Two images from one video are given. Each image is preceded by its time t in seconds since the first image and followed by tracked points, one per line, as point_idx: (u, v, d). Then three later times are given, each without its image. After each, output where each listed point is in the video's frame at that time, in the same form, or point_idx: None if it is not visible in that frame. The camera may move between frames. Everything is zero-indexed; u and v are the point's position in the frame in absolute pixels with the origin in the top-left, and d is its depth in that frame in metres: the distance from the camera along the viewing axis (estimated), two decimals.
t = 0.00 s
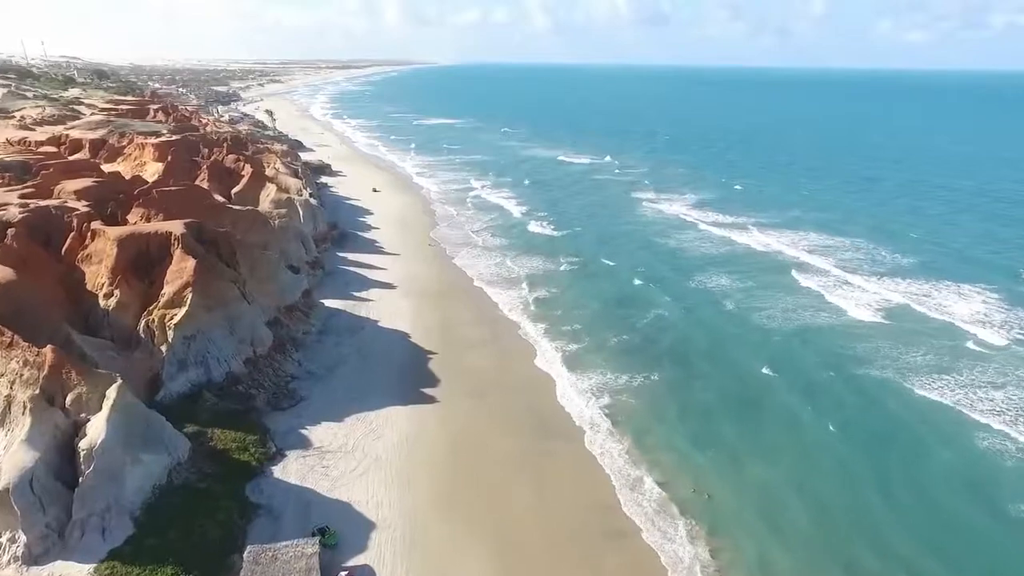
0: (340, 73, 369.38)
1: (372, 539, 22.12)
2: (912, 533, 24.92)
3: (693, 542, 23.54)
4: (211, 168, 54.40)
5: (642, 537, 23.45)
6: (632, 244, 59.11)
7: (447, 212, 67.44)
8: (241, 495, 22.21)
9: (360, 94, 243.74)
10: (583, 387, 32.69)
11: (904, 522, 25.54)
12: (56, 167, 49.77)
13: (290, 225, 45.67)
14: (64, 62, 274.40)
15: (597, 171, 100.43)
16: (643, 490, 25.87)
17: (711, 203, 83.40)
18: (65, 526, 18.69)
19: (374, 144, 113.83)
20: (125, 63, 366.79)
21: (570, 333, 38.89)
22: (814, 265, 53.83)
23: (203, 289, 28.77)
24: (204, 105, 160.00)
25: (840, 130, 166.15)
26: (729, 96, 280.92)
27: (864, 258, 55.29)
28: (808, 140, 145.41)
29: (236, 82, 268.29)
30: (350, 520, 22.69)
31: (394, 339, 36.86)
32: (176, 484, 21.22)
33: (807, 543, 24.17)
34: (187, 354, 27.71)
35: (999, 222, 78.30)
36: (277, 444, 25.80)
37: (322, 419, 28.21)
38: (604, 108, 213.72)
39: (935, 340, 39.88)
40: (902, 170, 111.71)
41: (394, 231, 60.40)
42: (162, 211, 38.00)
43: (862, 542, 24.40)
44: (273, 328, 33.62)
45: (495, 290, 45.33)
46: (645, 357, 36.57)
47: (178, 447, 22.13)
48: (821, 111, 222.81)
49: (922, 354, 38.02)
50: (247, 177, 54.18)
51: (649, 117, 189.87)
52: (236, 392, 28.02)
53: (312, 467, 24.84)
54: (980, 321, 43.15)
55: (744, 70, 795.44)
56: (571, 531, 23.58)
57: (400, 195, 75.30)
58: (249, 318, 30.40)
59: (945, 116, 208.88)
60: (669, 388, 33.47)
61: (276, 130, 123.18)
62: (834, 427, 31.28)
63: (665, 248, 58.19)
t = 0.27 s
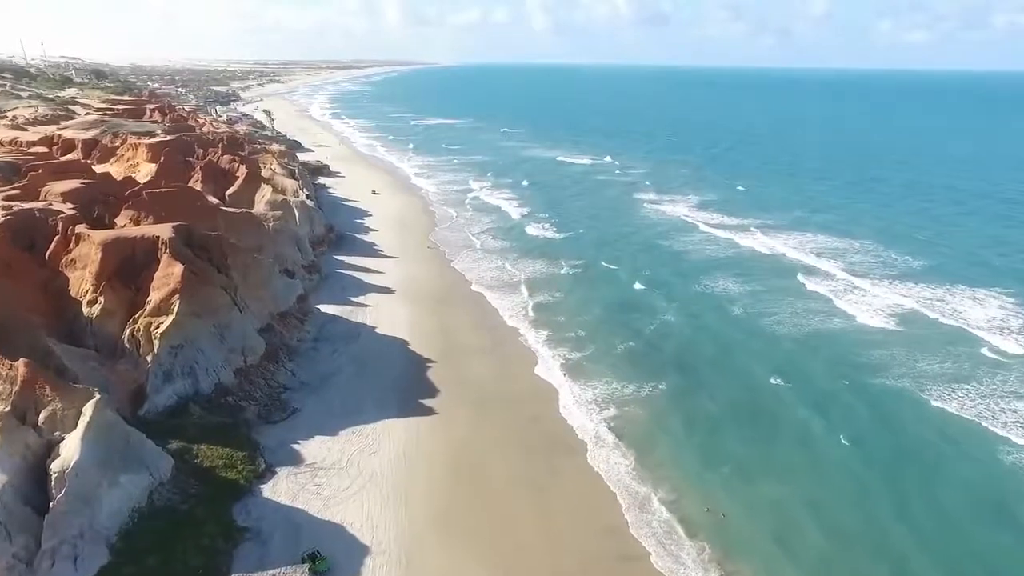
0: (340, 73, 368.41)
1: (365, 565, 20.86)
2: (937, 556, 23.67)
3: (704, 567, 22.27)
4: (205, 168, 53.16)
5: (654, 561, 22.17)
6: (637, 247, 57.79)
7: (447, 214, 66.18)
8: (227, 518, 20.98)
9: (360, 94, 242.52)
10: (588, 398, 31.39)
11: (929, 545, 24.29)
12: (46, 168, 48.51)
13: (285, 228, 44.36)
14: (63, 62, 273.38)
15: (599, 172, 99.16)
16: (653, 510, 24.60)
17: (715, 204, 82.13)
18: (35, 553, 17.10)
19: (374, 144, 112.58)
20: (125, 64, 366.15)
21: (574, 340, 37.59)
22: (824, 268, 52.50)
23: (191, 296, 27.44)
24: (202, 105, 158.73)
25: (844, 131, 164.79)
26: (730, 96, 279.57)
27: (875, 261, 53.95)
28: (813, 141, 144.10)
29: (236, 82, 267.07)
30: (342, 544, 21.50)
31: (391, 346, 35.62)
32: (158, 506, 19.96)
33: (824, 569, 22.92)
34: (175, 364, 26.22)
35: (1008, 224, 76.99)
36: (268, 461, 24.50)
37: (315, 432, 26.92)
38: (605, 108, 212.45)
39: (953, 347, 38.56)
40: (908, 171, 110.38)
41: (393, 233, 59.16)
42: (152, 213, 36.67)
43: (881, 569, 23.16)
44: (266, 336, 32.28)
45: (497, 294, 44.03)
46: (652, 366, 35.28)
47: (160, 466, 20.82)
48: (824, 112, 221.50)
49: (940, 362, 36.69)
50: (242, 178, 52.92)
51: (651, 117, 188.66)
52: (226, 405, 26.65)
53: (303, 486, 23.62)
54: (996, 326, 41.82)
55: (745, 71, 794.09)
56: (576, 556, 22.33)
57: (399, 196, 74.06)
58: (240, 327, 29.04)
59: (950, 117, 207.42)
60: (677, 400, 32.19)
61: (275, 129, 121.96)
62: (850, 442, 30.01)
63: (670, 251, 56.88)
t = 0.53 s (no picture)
0: (340, 73, 367.66)
1: None
2: None
3: None
4: (199, 170, 51.93)
5: None
6: (641, 249, 56.54)
7: (447, 216, 64.92)
8: (211, 543, 19.68)
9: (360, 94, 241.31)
10: (593, 410, 30.13)
11: (955, 568, 22.95)
12: (35, 169, 47.27)
13: (280, 231, 43.10)
14: (62, 62, 272.41)
15: (601, 172, 97.87)
16: (664, 532, 23.30)
17: (720, 205, 80.87)
18: None
19: (373, 144, 111.35)
20: (125, 64, 365.69)
21: (579, 348, 36.31)
22: (834, 271, 51.23)
23: (178, 304, 26.17)
24: (201, 105, 157.54)
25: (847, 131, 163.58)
26: (732, 96, 278.29)
27: (886, 263, 52.65)
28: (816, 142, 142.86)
29: (235, 82, 265.91)
30: (333, 570, 20.27)
31: (389, 355, 34.38)
32: (135, 532, 18.67)
33: None
34: (159, 376, 24.88)
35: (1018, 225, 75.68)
36: (256, 479, 23.25)
37: (307, 447, 25.67)
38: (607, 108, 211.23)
39: (971, 354, 37.28)
40: (914, 171, 109.15)
41: (392, 235, 57.92)
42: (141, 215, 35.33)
43: None
44: (257, 344, 31.00)
45: (499, 299, 42.75)
46: (659, 376, 34.02)
47: (139, 488, 19.51)
48: (827, 113, 220.37)
49: (958, 370, 35.39)
50: (237, 179, 51.65)
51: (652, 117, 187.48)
52: (214, 418, 25.36)
53: (293, 507, 22.38)
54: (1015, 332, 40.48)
55: (746, 71, 792.21)
56: None
57: (399, 198, 72.81)
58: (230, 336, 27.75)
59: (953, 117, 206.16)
60: (685, 413, 30.91)
61: (274, 130, 120.74)
62: (866, 457, 28.67)
63: (676, 254, 55.58)
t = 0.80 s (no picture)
0: (340, 73, 366.62)
1: None
2: None
3: None
4: (193, 170, 50.65)
5: None
6: (646, 252, 55.21)
7: (447, 217, 63.65)
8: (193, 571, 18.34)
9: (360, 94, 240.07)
10: (599, 423, 28.83)
11: None
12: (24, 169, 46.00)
13: (274, 234, 41.76)
14: (61, 62, 271.42)
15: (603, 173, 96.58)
16: (676, 556, 22.03)
17: (724, 206, 79.59)
18: None
19: (373, 144, 110.09)
20: (123, 64, 364.35)
21: (583, 356, 35.00)
22: (845, 274, 49.90)
23: (163, 313, 24.88)
24: (200, 105, 156.33)
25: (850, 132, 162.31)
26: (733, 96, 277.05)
27: (897, 266, 51.34)
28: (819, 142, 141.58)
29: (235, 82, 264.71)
30: None
31: (385, 364, 33.07)
32: (109, 561, 17.39)
33: None
34: (142, 390, 23.53)
35: None
36: (243, 499, 21.95)
37: (298, 464, 24.38)
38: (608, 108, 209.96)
39: (990, 362, 35.96)
40: (920, 172, 107.86)
41: (391, 238, 56.64)
42: (130, 218, 33.88)
43: None
44: (248, 353, 29.68)
45: (500, 305, 41.47)
46: (667, 386, 32.71)
47: (115, 513, 18.23)
48: (829, 113, 219.13)
49: (978, 379, 34.08)
50: (231, 181, 50.34)
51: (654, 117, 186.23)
52: (199, 433, 24.04)
53: (282, 530, 21.11)
54: None
55: (747, 70, 791.41)
56: None
57: (398, 199, 71.52)
58: (218, 346, 26.43)
59: (956, 117, 204.93)
60: (694, 426, 29.58)
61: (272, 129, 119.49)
62: (885, 473, 27.38)
63: (681, 257, 54.27)
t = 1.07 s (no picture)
0: (341, 74, 366.03)
1: None
2: None
3: None
4: (186, 171, 49.35)
5: None
6: (650, 255, 53.92)
7: (446, 219, 62.38)
8: None
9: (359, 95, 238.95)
10: (605, 436, 27.55)
11: None
12: (11, 169, 44.72)
13: (268, 236, 40.42)
14: (59, 62, 270.70)
15: (605, 174, 95.30)
16: None
17: (728, 207, 78.34)
18: None
19: (371, 144, 108.83)
20: (122, 64, 362.95)
21: (588, 365, 33.71)
22: (856, 278, 48.61)
23: (147, 322, 23.56)
24: (198, 105, 155.21)
25: (853, 132, 161.12)
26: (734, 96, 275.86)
27: (909, 270, 50.06)
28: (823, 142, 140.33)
29: (234, 82, 263.79)
30: None
31: (381, 373, 31.78)
32: None
33: None
34: (122, 404, 22.21)
35: None
36: (228, 522, 20.69)
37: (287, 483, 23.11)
38: (609, 109, 209.11)
39: (1011, 371, 34.66)
40: (925, 173, 106.60)
41: (389, 240, 55.36)
42: (118, 221, 32.45)
43: None
44: (238, 362, 28.38)
45: (502, 310, 40.17)
46: (675, 397, 31.42)
47: (87, 544, 16.88)
48: (830, 113, 217.94)
49: (1000, 389, 32.73)
50: (225, 181, 49.03)
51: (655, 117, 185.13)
52: (183, 450, 22.72)
53: (269, 556, 19.84)
54: None
55: (745, 70, 791.64)
56: None
57: (397, 200, 70.22)
58: (206, 356, 25.11)
59: (958, 116, 203.76)
60: (705, 441, 28.36)
61: (270, 129, 118.24)
62: (905, 489, 26.13)
63: (687, 259, 52.98)
